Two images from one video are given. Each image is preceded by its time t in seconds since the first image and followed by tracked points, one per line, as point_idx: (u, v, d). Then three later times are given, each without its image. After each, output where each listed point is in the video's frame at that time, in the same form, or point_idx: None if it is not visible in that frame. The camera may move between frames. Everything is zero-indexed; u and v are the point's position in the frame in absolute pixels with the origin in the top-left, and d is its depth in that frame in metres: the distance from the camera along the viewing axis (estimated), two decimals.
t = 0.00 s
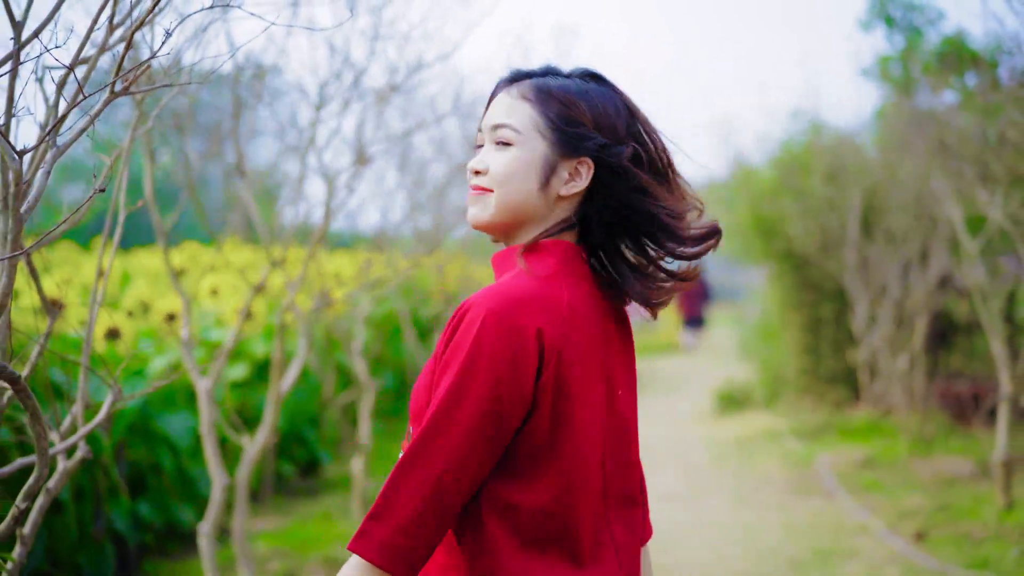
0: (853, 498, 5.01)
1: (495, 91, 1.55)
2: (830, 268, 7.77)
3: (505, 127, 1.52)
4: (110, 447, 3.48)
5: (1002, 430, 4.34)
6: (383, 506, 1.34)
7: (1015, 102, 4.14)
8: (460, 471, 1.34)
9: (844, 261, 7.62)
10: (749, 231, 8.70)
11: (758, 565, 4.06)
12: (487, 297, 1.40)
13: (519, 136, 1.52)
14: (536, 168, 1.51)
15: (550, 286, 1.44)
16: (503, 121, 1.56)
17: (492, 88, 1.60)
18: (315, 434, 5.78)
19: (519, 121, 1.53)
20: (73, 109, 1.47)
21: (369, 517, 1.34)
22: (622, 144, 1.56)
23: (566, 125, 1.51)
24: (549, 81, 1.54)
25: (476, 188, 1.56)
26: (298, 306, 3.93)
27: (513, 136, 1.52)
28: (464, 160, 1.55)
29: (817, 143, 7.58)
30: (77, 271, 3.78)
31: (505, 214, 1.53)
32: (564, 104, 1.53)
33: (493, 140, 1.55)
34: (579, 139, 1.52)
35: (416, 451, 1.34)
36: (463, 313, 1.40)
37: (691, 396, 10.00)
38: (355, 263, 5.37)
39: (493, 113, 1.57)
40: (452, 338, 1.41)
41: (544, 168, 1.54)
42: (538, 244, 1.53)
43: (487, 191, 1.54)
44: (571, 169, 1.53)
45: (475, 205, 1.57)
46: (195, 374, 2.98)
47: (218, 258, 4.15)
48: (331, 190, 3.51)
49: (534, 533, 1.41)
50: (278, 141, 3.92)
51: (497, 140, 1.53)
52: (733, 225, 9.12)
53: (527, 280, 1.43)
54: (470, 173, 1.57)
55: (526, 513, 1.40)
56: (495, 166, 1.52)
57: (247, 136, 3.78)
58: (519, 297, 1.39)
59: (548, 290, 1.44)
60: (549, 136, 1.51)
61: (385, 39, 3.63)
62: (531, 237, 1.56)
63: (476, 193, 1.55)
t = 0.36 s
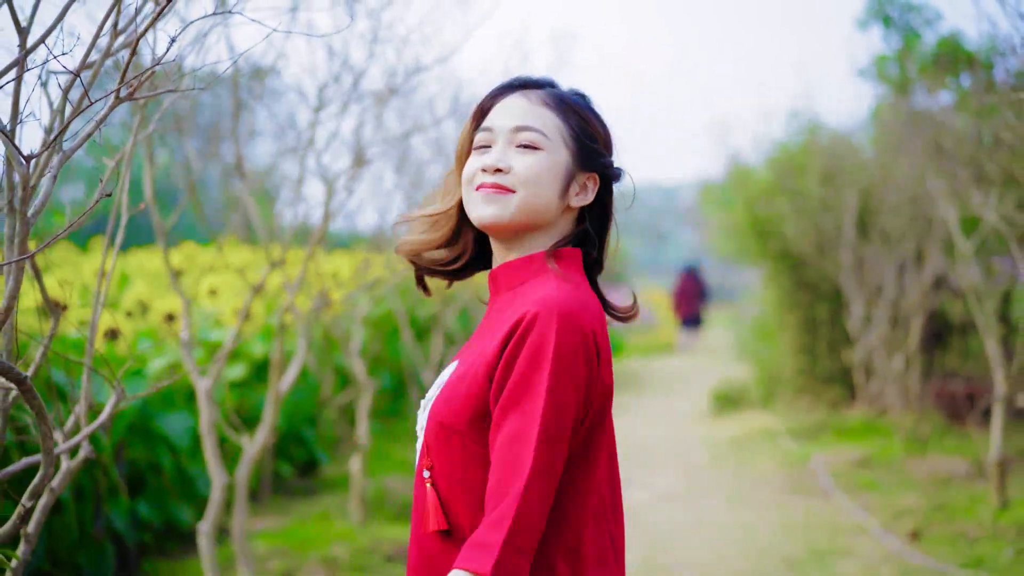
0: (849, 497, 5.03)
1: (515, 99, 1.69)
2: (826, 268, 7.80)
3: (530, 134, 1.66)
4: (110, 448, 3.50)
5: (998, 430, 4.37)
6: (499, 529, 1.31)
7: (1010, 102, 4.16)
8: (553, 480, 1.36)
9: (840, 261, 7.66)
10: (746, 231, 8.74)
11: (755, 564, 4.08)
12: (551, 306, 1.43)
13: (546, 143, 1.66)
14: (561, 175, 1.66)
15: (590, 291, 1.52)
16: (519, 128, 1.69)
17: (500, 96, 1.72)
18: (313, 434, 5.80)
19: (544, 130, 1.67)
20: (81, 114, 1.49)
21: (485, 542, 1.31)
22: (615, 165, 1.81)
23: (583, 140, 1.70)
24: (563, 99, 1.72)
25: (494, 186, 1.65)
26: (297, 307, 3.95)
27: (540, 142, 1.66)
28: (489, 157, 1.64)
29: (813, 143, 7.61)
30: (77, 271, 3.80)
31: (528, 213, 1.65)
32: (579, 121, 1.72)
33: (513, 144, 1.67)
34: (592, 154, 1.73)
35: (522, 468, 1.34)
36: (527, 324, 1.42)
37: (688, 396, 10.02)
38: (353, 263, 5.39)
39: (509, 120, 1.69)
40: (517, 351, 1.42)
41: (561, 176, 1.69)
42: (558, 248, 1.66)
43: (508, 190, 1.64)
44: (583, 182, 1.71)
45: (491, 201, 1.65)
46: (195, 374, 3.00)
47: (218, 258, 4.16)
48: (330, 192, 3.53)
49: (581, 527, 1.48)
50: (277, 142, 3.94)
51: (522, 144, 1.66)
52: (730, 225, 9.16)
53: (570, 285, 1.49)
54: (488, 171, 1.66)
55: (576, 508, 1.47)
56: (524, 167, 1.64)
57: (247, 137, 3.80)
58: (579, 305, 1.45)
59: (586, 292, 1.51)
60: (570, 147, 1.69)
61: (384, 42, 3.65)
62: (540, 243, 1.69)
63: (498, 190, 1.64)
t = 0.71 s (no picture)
0: (845, 497, 5.05)
1: (518, 104, 1.73)
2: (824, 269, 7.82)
3: (538, 138, 1.71)
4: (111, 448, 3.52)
5: (994, 430, 4.39)
6: (637, 526, 1.29)
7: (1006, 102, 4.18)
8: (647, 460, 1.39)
9: (837, 261, 7.69)
10: (744, 231, 8.76)
11: (752, 564, 4.10)
12: (596, 308, 1.48)
13: (553, 149, 1.71)
14: (565, 178, 1.72)
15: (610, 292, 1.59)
16: (523, 132, 1.73)
17: (500, 100, 1.75)
18: (312, 434, 5.82)
19: (550, 135, 1.72)
20: (84, 120, 1.51)
21: (633, 539, 1.27)
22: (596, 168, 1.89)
23: (579, 145, 1.77)
24: (560, 104, 1.77)
25: (506, 190, 1.68)
26: (297, 307, 3.97)
27: (547, 146, 1.71)
28: (502, 160, 1.66)
29: (811, 144, 7.64)
30: (77, 272, 3.81)
31: (539, 217, 1.69)
32: (574, 125, 1.79)
33: (520, 148, 1.71)
34: (586, 158, 1.81)
35: (634, 463, 1.34)
36: (582, 324, 1.45)
37: (687, 395, 10.05)
38: (352, 264, 5.40)
39: (512, 124, 1.73)
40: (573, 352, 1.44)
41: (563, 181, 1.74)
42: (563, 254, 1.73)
43: (520, 194, 1.68)
44: (579, 184, 1.79)
45: (503, 205, 1.68)
46: (196, 374, 3.01)
47: (218, 259, 4.18)
48: (329, 194, 3.54)
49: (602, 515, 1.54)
50: (277, 143, 3.95)
51: (532, 148, 1.70)
52: (728, 226, 9.19)
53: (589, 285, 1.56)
54: (498, 175, 1.68)
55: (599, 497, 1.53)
56: (534, 171, 1.68)
57: (246, 139, 3.82)
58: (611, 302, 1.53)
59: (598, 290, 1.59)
60: (571, 152, 1.75)
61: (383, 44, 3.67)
62: (545, 246, 1.75)
63: (511, 194, 1.67)
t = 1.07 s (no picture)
0: (842, 496, 5.08)
1: (518, 101, 1.78)
2: (822, 269, 7.84)
3: (539, 136, 1.77)
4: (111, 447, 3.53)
5: (990, 430, 4.40)
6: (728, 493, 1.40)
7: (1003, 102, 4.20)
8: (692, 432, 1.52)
9: (834, 261, 7.72)
10: (743, 231, 8.78)
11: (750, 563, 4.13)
12: (614, 297, 1.58)
13: (553, 147, 1.79)
14: (564, 176, 1.80)
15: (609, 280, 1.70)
16: (521, 129, 1.79)
17: (498, 97, 1.80)
18: (312, 433, 5.84)
19: (550, 135, 1.79)
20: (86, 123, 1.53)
21: (736, 502, 1.39)
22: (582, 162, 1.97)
23: (571, 142, 1.85)
24: (552, 100, 1.85)
25: (512, 189, 1.74)
26: (296, 308, 3.98)
27: (548, 144, 1.78)
28: (508, 160, 1.72)
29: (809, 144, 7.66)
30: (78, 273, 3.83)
31: (542, 215, 1.77)
32: (565, 120, 1.87)
33: (522, 146, 1.77)
34: (575, 152, 1.90)
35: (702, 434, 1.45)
36: (611, 313, 1.55)
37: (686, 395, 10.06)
38: (351, 264, 5.42)
39: (511, 122, 1.79)
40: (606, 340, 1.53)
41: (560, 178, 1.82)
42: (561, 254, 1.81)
43: (525, 192, 1.75)
44: (572, 178, 1.88)
45: (509, 204, 1.74)
46: (196, 374, 3.03)
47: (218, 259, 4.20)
48: (328, 196, 3.55)
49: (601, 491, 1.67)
50: (276, 144, 3.97)
51: (534, 146, 1.77)
52: (726, 226, 9.21)
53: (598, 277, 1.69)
54: (503, 174, 1.74)
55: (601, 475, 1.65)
56: (539, 169, 1.75)
57: (246, 139, 3.84)
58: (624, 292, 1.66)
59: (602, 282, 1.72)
60: (567, 148, 1.83)
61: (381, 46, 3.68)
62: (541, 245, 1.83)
63: (518, 193, 1.74)
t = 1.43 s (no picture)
0: (838, 495, 5.10)
1: (512, 98, 1.83)
2: (820, 269, 7.86)
3: (534, 131, 1.83)
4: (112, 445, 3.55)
5: (986, 428, 4.42)
6: (747, 472, 1.67)
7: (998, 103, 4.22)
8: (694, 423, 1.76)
9: (831, 261, 7.75)
10: (740, 231, 8.81)
11: (746, 562, 4.15)
12: (632, 297, 1.76)
13: (549, 143, 1.84)
14: (559, 169, 1.86)
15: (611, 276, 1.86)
16: (516, 125, 1.84)
17: (492, 95, 1.84)
18: (311, 432, 5.86)
19: (545, 130, 1.85)
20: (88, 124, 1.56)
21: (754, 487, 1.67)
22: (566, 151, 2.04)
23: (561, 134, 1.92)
24: (541, 94, 1.90)
25: (512, 185, 1.80)
26: (295, 307, 4.00)
27: (543, 138, 1.83)
28: (509, 158, 1.77)
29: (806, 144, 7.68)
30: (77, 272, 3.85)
31: (542, 209, 1.83)
32: (554, 112, 1.93)
33: (519, 142, 1.82)
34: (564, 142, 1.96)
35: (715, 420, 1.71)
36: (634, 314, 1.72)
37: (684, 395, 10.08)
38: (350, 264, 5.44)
39: (507, 119, 1.83)
40: (631, 335, 1.71)
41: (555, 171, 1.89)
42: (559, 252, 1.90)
43: (525, 187, 1.80)
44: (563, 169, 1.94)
45: (510, 200, 1.80)
46: (196, 372, 3.05)
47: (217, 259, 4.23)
48: (327, 196, 3.56)
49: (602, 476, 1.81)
50: (275, 143, 3.99)
51: (531, 142, 1.82)
52: (724, 226, 9.24)
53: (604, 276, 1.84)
54: (503, 172, 1.79)
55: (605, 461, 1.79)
56: (537, 164, 1.81)
57: (245, 140, 3.87)
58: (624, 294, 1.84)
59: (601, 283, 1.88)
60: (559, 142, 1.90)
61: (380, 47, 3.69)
62: (537, 241, 1.91)
63: (518, 190, 1.80)
